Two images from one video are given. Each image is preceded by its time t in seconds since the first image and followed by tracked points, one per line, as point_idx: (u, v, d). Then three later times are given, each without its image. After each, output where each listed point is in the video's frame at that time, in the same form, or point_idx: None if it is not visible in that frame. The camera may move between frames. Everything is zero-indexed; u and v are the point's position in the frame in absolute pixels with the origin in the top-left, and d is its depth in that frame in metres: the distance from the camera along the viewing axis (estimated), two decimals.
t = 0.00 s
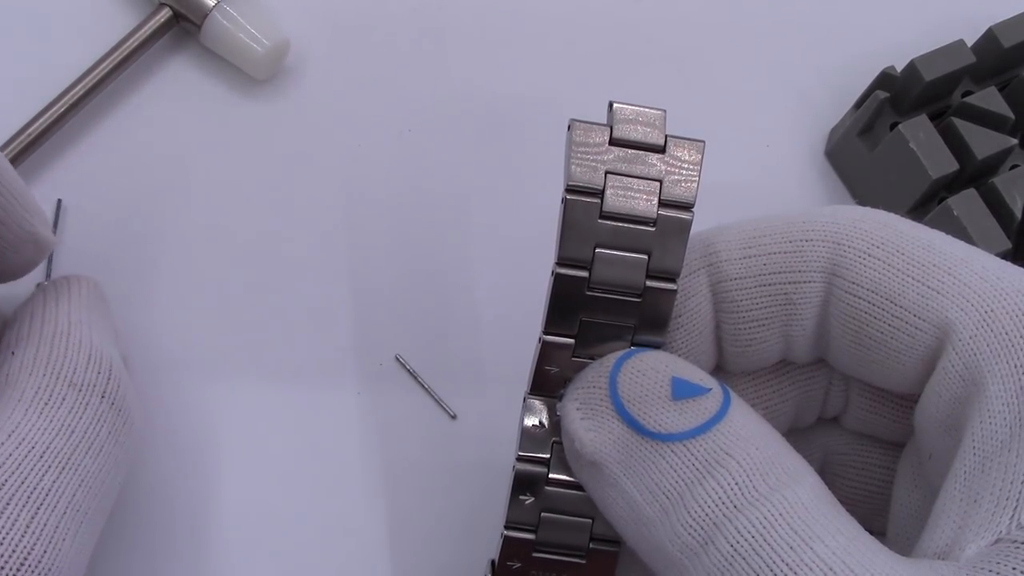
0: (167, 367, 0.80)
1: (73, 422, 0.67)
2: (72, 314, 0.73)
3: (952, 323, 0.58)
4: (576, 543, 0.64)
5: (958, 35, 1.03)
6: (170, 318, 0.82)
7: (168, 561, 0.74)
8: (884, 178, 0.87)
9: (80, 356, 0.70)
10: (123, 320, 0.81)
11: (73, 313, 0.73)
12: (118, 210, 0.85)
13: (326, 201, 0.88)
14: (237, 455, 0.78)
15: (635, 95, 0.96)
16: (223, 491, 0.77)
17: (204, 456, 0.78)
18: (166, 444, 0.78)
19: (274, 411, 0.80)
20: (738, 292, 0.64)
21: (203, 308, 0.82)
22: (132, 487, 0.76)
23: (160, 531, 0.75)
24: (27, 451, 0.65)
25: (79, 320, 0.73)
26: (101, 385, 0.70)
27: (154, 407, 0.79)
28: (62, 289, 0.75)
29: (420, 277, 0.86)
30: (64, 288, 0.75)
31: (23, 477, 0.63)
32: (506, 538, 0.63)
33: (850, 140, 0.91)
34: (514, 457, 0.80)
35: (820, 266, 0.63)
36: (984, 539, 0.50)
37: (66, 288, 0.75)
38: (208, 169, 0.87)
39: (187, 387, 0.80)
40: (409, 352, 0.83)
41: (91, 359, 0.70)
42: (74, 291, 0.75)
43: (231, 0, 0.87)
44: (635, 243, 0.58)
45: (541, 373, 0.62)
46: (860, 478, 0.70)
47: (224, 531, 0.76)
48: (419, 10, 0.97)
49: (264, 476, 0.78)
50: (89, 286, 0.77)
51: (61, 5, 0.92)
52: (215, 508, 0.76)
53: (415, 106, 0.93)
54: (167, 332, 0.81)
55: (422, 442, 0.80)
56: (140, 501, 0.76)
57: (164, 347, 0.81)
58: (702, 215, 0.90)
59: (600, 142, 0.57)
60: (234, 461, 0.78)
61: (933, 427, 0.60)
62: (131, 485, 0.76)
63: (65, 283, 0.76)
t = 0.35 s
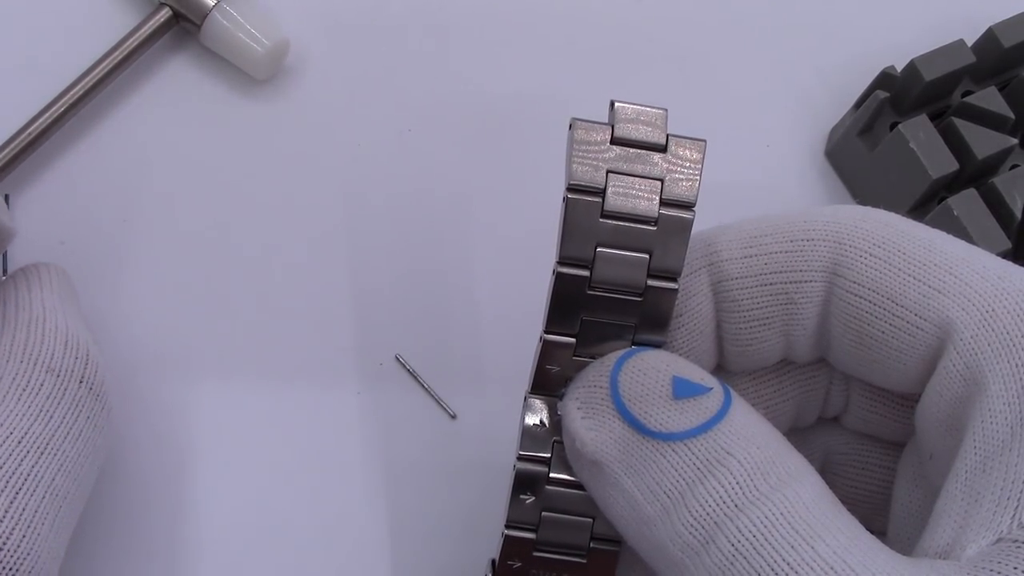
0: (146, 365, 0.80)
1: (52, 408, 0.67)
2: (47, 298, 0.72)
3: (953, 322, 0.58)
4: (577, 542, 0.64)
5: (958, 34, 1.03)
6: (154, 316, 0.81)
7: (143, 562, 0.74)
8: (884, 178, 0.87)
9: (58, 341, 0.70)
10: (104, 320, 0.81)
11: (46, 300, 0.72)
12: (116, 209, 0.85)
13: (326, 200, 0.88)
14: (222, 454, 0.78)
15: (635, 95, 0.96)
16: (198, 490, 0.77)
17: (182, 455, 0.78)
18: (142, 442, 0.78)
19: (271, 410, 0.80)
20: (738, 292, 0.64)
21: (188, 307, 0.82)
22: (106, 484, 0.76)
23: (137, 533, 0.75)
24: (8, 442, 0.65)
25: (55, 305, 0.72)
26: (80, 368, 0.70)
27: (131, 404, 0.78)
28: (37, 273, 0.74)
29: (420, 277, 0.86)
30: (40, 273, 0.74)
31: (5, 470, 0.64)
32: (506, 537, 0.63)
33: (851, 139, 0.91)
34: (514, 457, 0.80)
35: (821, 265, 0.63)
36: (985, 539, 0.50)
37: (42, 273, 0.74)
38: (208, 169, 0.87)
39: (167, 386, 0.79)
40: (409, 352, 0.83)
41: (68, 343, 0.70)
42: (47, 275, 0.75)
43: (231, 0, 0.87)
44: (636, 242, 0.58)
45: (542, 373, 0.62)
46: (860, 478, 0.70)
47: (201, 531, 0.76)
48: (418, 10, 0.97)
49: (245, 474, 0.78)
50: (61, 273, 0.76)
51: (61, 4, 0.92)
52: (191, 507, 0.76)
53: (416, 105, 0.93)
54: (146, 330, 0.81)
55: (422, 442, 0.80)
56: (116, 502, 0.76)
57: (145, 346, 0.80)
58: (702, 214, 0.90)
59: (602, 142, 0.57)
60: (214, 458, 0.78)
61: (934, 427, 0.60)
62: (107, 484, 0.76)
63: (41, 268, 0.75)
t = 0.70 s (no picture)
0: (138, 364, 0.80)
1: None
2: None
3: (953, 323, 0.58)
4: (577, 542, 0.64)
5: (958, 34, 1.03)
6: (147, 316, 0.81)
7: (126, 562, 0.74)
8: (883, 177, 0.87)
9: None
10: (97, 319, 0.81)
11: None
12: (114, 209, 0.84)
13: (326, 200, 0.88)
14: (218, 453, 0.78)
15: (635, 95, 0.96)
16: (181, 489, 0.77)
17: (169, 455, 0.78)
18: (128, 442, 0.78)
19: (269, 410, 0.80)
20: (739, 292, 0.64)
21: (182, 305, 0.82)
22: (89, 482, 0.76)
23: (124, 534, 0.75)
24: None
25: None
26: None
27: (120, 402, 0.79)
28: None
29: (420, 277, 0.86)
30: None
31: None
32: (507, 537, 0.63)
33: (851, 139, 0.91)
34: (513, 456, 0.80)
35: (822, 265, 0.63)
36: (985, 539, 0.50)
37: None
38: (207, 168, 0.87)
39: (156, 386, 0.79)
40: (409, 352, 0.83)
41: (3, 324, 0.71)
42: None
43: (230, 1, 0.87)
44: (637, 242, 0.58)
45: (542, 373, 0.62)
46: (861, 478, 0.70)
47: (185, 531, 0.76)
48: (418, 10, 0.97)
49: (231, 471, 0.78)
50: None
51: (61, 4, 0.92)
52: (173, 503, 0.76)
53: (415, 105, 0.93)
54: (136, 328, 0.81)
55: (422, 441, 0.80)
56: (99, 502, 0.76)
57: (137, 345, 0.80)
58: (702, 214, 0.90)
59: (603, 142, 0.57)
60: (203, 455, 0.78)
61: (934, 427, 0.60)
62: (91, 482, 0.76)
63: None
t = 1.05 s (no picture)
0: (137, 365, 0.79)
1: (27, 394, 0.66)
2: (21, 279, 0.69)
3: (953, 323, 0.58)
4: (577, 542, 0.64)
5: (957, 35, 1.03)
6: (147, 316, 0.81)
7: (126, 561, 0.74)
8: (884, 177, 0.87)
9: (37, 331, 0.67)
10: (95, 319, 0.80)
11: None
12: (115, 209, 0.85)
13: (326, 200, 0.88)
14: (218, 454, 0.78)
15: (635, 95, 0.96)
16: (181, 488, 0.76)
17: (168, 455, 0.77)
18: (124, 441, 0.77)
19: (268, 409, 0.79)
20: (738, 292, 0.64)
21: (180, 308, 0.82)
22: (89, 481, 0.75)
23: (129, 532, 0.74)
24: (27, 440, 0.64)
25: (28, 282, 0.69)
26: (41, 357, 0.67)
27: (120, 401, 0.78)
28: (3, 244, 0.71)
29: (420, 276, 0.86)
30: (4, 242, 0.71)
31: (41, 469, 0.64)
32: (506, 537, 0.63)
33: (851, 139, 0.91)
34: (513, 456, 0.80)
35: (821, 265, 0.63)
36: (985, 540, 0.50)
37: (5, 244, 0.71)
38: (207, 168, 0.87)
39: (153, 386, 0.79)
40: (410, 352, 0.83)
41: (37, 317, 0.69)
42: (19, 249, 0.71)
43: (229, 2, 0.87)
44: (636, 242, 0.58)
45: (541, 372, 0.62)
46: (860, 479, 0.70)
47: (188, 529, 0.75)
48: (418, 11, 0.97)
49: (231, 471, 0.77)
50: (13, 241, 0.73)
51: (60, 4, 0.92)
52: (174, 503, 0.76)
53: (415, 105, 0.93)
54: (137, 331, 0.81)
55: (422, 442, 0.80)
56: (100, 501, 0.75)
57: (138, 346, 0.80)
58: (702, 214, 0.90)
59: (602, 141, 0.57)
60: (203, 454, 0.77)
61: (934, 427, 0.60)
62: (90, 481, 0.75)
63: None
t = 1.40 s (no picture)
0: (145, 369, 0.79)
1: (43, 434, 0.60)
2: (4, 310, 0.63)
3: (954, 321, 0.58)
4: (577, 542, 0.64)
5: (957, 34, 1.03)
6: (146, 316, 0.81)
7: (126, 561, 0.73)
8: (884, 177, 0.87)
9: None
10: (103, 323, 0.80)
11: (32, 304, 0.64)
12: (116, 209, 0.85)
13: (326, 201, 0.88)
14: (219, 455, 0.77)
15: (635, 95, 0.95)
16: (187, 490, 0.76)
17: (168, 455, 0.77)
18: (124, 442, 0.77)
19: (269, 411, 0.79)
20: (739, 291, 0.64)
21: (187, 310, 0.82)
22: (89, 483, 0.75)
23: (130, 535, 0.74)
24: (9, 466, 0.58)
25: None
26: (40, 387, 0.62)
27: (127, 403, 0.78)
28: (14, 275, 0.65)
29: (420, 276, 0.86)
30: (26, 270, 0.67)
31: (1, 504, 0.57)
32: (507, 536, 0.63)
33: (851, 139, 0.91)
34: (514, 455, 0.80)
35: (822, 264, 0.63)
36: (986, 538, 0.50)
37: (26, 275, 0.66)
38: (206, 168, 0.87)
39: (152, 387, 0.79)
40: (410, 352, 0.83)
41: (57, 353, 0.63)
42: None
43: (229, 2, 0.87)
44: (637, 241, 0.58)
45: (542, 371, 0.62)
46: (861, 478, 0.70)
47: (190, 531, 0.75)
48: (418, 11, 0.97)
49: (235, 473, 0.77)
50: None
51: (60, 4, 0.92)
52: (176, 504, 0.75)
53: (416, 105, 0.93)
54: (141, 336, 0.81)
55: (422, 442, 0.80)
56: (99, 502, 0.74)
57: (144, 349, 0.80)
58: (703, 214, 0.90)
59: (603, 140, 0.57)
60: (204, 454, 0.77)
61: (935, 426, 0.60)
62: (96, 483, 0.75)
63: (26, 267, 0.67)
